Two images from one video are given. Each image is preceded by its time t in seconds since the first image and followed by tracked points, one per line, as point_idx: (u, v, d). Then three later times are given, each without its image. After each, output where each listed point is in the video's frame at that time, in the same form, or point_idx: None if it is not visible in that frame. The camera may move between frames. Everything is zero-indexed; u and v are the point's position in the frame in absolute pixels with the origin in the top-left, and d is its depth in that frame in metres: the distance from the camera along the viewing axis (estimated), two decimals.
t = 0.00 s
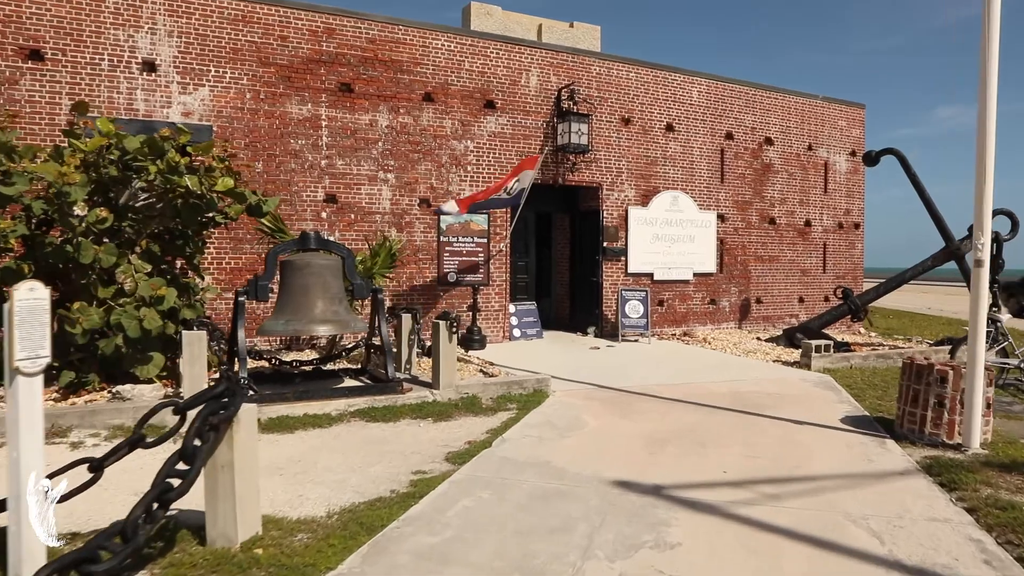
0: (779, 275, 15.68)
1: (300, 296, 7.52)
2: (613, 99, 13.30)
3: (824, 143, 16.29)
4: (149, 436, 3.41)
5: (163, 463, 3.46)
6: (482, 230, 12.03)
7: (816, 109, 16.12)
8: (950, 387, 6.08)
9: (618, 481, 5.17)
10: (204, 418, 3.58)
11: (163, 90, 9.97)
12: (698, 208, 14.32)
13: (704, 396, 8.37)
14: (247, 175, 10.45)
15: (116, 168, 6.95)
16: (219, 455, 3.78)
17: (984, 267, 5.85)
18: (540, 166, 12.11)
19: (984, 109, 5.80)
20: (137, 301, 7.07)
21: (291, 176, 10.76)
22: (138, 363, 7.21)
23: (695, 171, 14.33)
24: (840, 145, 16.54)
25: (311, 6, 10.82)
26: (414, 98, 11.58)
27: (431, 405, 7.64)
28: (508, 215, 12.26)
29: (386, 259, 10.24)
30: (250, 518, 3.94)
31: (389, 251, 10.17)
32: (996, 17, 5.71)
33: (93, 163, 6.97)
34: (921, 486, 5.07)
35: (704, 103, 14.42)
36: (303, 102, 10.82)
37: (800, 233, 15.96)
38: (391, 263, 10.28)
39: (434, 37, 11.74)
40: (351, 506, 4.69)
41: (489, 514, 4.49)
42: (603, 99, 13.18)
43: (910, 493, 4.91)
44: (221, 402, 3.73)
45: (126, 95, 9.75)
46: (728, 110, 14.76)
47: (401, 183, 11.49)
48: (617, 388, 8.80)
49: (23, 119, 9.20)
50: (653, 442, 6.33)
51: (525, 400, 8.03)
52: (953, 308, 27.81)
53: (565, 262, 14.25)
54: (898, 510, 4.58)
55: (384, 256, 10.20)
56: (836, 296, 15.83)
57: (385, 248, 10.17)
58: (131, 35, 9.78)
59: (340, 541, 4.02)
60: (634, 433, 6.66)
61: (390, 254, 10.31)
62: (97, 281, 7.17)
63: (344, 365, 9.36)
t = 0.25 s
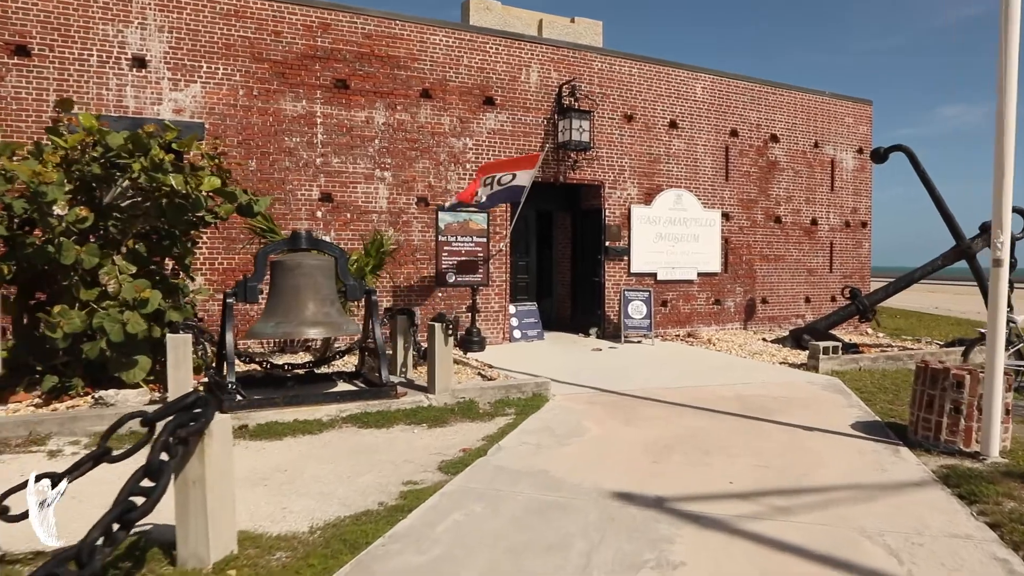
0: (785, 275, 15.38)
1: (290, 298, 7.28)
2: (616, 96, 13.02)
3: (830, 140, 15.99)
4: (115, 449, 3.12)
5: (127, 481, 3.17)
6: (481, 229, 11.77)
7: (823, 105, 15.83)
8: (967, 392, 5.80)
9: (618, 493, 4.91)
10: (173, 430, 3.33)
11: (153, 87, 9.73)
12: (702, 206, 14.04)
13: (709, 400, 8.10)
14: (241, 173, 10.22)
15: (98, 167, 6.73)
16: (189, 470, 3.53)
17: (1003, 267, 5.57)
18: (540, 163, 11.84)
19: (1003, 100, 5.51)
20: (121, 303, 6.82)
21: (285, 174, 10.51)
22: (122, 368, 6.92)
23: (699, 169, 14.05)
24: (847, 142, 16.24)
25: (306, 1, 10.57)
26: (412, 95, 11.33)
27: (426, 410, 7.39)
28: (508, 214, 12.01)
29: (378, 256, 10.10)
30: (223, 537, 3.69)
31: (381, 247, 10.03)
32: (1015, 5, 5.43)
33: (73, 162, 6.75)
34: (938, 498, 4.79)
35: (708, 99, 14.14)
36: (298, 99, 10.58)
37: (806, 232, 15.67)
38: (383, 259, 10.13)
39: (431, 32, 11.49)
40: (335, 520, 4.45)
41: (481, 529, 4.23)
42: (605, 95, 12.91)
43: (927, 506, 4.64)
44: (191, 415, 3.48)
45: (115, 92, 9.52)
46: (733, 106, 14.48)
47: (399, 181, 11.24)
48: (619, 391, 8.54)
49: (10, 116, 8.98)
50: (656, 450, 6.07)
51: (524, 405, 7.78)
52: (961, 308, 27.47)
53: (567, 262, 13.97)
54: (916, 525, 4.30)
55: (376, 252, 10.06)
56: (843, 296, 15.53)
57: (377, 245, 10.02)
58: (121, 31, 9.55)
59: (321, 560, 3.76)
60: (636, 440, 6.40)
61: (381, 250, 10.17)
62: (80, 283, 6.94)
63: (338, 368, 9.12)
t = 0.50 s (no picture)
0: (786, 274, 15.12)
1: (274, 298, 7.01)
2: (614, 91, 12.75)
3: (833, 138, 15.72)
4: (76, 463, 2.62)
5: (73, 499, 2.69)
6: (475, 227, 11.50)
7: (825, 102, 15.56)
8: (979, 398, 5.54)
9: (613, 505, 4.64)
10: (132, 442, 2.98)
11: (138, 80, 9.45)
12: (702, 204, 13.77)
13: (709, 404, 7.83)
14: (228, 168, 9.95)
15: (71, 161, 6.49)
16: (147, 484, 3.24)
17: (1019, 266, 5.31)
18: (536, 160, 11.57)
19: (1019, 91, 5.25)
20: (96, 302, 6.56)
21: (274, 170, 10.24)
22: (100, 370, 6.68)
23: (699, 166, 13.78)
24: (849, 140, 15.97)
25: None
26: (405, 89, 11.05)
27: (415, 414, 7.12)
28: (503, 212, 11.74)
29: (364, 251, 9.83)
30: (185, 556, 3.42)
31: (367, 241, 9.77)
32: None
33: (44, 156, 6.47)
34: (953, 511, 4.53)
35: (708, 95, 13.87)
36: (287, 93, 10.30)
37: (807, 231, 15.40)
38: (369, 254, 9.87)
39: (425, 25, 11.21)
40: (312, 535, 4.18)
41: (466, 545, 3.96)
42: (603, 90, 12.63)
43: (941, 520, 4.37)
44: (147, 425, 3.13)
45: (98, 84, 9.24)
46: (734, 102, 14.21)
47: (391, 178, 10.97)
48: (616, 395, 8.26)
49: None
50: (653, 457, 5.80)
51: (517, 409, 7.51)
52: (962, 309, 27.23)
53: (564, 261, 13.66)
54: (930, 541, 4.03)
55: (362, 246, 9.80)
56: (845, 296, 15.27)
57: (363, 240, 9.76)
58: (104, 21, 9.27)
59: None
60: (633, 447, 6.13)
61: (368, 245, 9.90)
62: (55, 281, 6.67)
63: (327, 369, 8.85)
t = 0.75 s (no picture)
0: (790, 275, 14.83)
1: (259, 302, 6.74)
2: (613, 88, 12.48)
3: (836, 136, 15.44)
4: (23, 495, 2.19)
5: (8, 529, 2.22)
6: (472, 228, 11.22)
7: (829, 100, 15.28)
8: (996, 406, 5.26)
9: (611, 523, 4.37)
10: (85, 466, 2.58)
11: (123, 77, 9.18)
12: (703, 204, 13.49)
13: (711, 411, 7.55)
14: (217, 168, 9.69)
15: (46, 160, 6.22)
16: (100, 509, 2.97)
17: None
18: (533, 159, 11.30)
19: None
20: (72, 307, 6.29)
21: (264, 170, 9.98)
22: (76, 377, 6.43)
23: (700, 165, 13.50)
24: (853, 138, 15.69)
25: None
26: (399, 87, 10.79)
27: (406, 422, 6.85)
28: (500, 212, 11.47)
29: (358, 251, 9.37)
30: None
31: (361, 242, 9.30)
32: None
33: (17, 154, 6.20)
34: (973, 528, 4.25)
35: (710, 93, 13.59)
36: (278, 91, 10.04)
37: (811, 231, 15.12)
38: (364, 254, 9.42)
39: (419, 21, 10.94)
40: (288, 557, 3.91)
41: (452, 569, 3.69)
42: (602, 88, 12.36)
43: (960, 539, 4.10)
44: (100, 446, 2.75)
45: (82, 82, 8.98)
46: (736, 100, 13.93)
47: (385, 177, 10.70)
48: (615, 401, 7.98)
49: None
50: (654, 469, 5.53)
51: (513, 416, 7.25)
52: (967, 309, 26.93)
53: (563, 263, 13.35)
54: (950, 564, 3.76)
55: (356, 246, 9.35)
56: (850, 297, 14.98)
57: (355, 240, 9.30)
58: (88, 17, 9.01)
59: None
60: (632, 459, 5.85)
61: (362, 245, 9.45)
62: (30, 285, 6.40)
63: (317, 375, 8.57)
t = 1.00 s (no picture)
0: (793, 275, 14.55)
1: (242, 302, 6.48)
2: (613, 84, 12.20)
3: (841, 133, 15.16)
4: None
5: None
6: (468, 226, 10.97)
7: (833, 96, 14.99)
8: (1013, 412, 4.98)
9: (606, 537, 4.11)
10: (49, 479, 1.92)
11: (107, 71, 8.92)
12: (705, 202, 13.21)
13: (713, 415, 7.28)
14: (205, 165, 9.43)
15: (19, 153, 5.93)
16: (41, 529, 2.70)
17: None
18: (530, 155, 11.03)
19: None
20: (46, 309, 6.04)
21: (254, 166, 9.73)
22: (51, 382, 6.17)
23: (702, 162, 13.23)
24: (857, 134, 15.40)
25: None
26: (392, 82, 10.53)
27: (395, 427, 6.59)
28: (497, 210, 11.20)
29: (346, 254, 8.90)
30: None
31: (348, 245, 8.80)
32: None
33: None
34: (993, 544, 3.98)
35: (711, 88, 13.32)
36: (268, 85, 9.78)
37: (815, 230, 14.84)
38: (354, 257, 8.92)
39: (414, 14, 10.67)
40: None
41: None
42: (601, 83, 12.09)
43: (979, 556, 3.83)
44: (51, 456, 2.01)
45: (65, 76, 8.72)
46: (738, 96, 13.65)
47: (378, 175, 10.44)
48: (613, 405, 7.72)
49: None
50: (653, 478, 5.26)
51: (507, 421, 6.98)
52: (972, 309, 26.64)
53: (562, 262, 13.07)
54: None
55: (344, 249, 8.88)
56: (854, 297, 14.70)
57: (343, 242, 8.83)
58: (71, 9, 8.75)
59: None
60: (630, 466, 5.58)
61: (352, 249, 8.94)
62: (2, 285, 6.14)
63: (305, 378, 8.32)
